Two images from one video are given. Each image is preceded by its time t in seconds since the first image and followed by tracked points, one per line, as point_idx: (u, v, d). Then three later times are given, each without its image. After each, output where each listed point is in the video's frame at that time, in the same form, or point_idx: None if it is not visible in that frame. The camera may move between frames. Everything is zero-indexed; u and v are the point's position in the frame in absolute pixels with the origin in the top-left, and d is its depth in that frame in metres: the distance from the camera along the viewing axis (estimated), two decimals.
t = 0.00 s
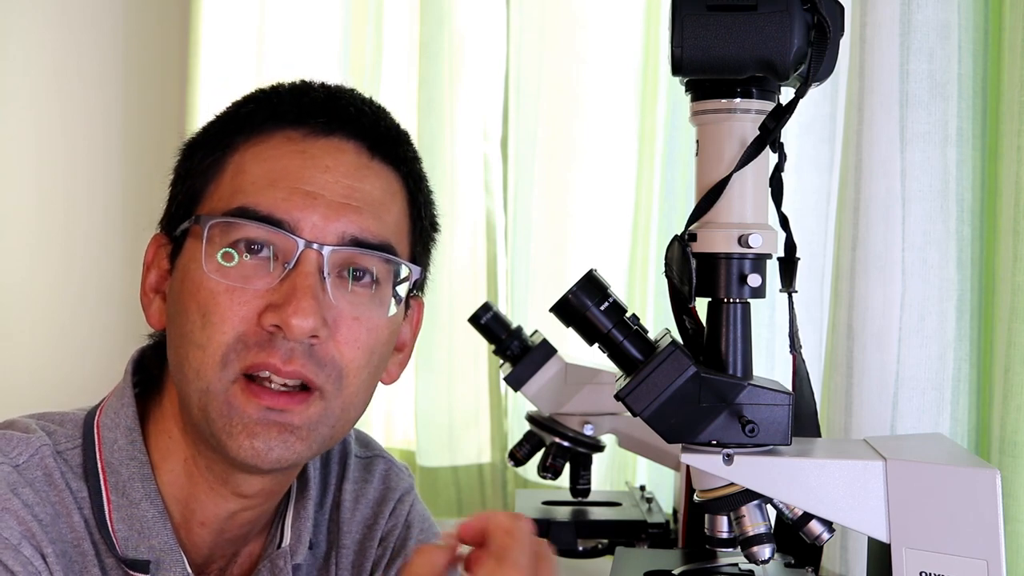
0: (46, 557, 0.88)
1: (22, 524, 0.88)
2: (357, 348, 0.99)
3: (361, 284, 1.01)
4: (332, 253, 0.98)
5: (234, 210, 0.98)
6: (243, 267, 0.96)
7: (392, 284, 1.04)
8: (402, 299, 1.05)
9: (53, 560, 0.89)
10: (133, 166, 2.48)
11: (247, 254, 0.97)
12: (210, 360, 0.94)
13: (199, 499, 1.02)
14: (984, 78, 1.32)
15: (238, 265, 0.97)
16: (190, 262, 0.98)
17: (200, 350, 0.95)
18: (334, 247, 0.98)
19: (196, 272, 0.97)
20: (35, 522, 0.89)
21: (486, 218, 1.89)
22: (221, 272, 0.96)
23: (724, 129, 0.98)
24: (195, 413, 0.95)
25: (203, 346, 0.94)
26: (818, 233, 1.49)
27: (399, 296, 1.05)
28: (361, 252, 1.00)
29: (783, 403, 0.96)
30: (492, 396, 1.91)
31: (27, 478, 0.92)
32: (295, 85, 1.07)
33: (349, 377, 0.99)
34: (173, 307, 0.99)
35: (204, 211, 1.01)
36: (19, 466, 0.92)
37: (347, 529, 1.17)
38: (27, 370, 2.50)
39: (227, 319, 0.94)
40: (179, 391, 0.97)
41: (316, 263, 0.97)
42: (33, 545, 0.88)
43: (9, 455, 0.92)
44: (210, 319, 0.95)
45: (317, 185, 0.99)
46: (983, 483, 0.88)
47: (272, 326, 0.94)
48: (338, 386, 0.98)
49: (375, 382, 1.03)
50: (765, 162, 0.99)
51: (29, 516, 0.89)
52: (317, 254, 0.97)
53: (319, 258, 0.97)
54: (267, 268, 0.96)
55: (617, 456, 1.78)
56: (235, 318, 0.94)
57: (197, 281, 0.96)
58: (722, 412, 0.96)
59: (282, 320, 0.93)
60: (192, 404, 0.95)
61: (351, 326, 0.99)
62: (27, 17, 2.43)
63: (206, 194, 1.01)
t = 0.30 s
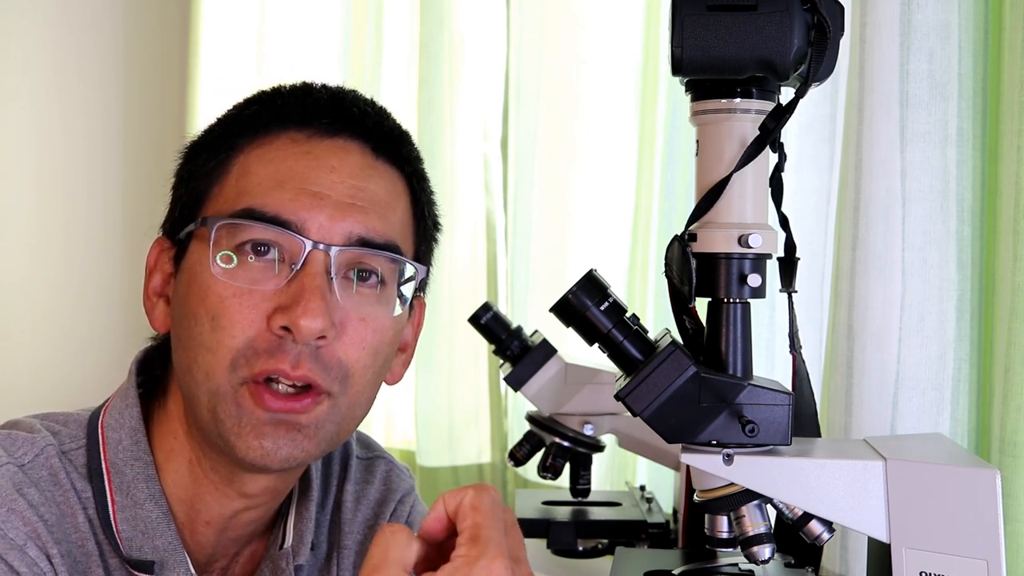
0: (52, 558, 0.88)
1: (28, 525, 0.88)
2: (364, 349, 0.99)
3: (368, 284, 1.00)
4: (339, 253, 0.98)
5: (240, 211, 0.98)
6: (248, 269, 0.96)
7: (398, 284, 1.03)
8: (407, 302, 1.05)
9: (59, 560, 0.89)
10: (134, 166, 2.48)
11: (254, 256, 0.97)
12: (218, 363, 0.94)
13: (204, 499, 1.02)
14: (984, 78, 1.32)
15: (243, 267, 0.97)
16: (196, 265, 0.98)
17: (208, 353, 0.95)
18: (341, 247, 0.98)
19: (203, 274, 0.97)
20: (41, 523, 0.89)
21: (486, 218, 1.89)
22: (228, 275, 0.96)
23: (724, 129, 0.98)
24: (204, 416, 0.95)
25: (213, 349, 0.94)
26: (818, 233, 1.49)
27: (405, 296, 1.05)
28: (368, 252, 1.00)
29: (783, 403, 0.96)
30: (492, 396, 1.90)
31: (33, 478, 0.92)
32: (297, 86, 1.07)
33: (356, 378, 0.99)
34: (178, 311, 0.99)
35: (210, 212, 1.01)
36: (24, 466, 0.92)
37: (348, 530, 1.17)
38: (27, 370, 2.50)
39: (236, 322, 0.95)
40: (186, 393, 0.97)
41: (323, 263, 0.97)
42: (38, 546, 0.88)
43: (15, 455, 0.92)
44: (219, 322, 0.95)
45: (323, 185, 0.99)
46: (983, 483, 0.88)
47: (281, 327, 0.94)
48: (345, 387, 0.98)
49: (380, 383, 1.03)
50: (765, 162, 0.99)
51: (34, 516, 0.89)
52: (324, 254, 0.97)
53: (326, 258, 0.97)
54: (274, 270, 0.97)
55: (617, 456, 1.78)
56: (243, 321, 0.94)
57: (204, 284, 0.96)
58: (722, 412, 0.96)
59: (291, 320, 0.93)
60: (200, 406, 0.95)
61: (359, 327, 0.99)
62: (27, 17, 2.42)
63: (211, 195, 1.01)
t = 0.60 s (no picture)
0: (52, 557, 0.88)
1: (29, 524, 0.88)
2: (367, 350, 0.99)
3: (369, 288, 1.00)
4: (341, 256, 0.98)
5: (243, 215, 0.98)
6: (250, 271, 0.97)
7: (399, 287, 1.03)
8: (411, 302, 1.05)
9: (59, 560, 0.89)
10: (134, 166, 2.48)
11: (256, 258, 0.97)
12: (222, 365, 0.95)
13: (205, 500, 1.02)
14: (984, 78, 1.32)
15: (245, 268, 0.97)
16: (198, 266, 0.98)
17: (212, 355, 0.95)
18: (344, 251, 0.98)
19: (205, 276, 0.98)
20: (41, 523, 0.89)
21: (486, 218, 1.89)
22: (230, 276, 0.97)
23: (724, 129, 0.98)
24: (207, 417, 0.96)
25: (215, 351, 0.95)
26: (818, 233, 1.49)
27: (406, 299, 1.04)
28: (370, 256, 0.99)
29: (783, 403, 0.96)
30: (492, 396, 1.90)
31: (34, 477, 0.92)
32: (300, 87, 1.07)
33: (359, 379, 0.99)
34: (180, 311, 0.99)
35: (211, 215, 1.01)
36: (25, 466, 0.92)
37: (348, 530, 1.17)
38: (27, 370, 2.49)
39: (238, 324, 0.95)
40: (189, 393, 0.97)
41: (325, 267, 0.97)
42: (39, 546, 0.88)
43: (16, 454, 0.92)
44: (221, 324, 0.95)
45: (325, 189, 0.99)
46: (983, 483, 0.88)
47: (282, 330, 0.94)
48: (348, 387, 0.98)
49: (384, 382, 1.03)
50: (765, 162, 0.99)
51: (35, 516, 0.89)
52: (326, 258, 0.97)
53: (329, 262, 0.97)
54: (276, 272, 0.97)
55: (617, 456, 1.78)
56: (246, 323, 0.95)
57: (206, 286, 0.97)
58: (722, 412, 0.96)
59: (292, 324, 0.94)
60: (205, 408, 0.95)
61: (361, 329, 0.99)
62: (27, 17, 2.42)
63: (213, 197, 1.01)
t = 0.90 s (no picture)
0: (49, 557, 0.88)
1: (26, 523, 0.88)
2: (363, 355, 0.99)
3: (368, 290, 1.00)
4: (340, 259, 0.98)
5: (242, 215, 0.99)
6: (247, 273, 0.97)
7: (399, 291, 1.03)
8: (410, 306, 1.05)
9: (55, 559, 0.89)
10: (133, 166, 2.48)
11: (254, 259, 0.97)
12: (217, 366, 0.95)
13: (202, 501, 1.02)
14: (984, 78, 1.32)
15: (242, 269, 0.97)
16: (196, 266, 0.98)
17: (206, 355, 0.95)
18: (342, 253, 0.98)
19: (203, 276, 0.97)
20: (37, 522, 0.89)
21: (486, 218, 1.88)
22: (227, 277, 0.97)
23: (724, 129, 0.98)
24: (202, 418, 0.95)
25: (209, 351, 0.95)
26: (818, 234, 1.49)
27: (406, 302, 1.04)
28: (369, 258, 0.99)
29: (783, 403, 0.96)
30: (492, 396, 1.90)
31: (31, 476, 0.92)
32: (302, 88, 1.07)
33: (355, 385, 0.98)
34: (178, 311, 0.99)
35: (209, 215, 1.01)
36: (22, 464, 0.92)
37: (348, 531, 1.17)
38: (27, 370, 2.49)
39: (234, 325, 0.95)
40: (184, 394, 0.97)
41: (323, 269, 0.97)
42: (35, 545, 0.88)
43: (13, 453, 0.92)
44: (216, 325, 0.95)
45: (325, 191, 0.99)
46: (983, 483, 0.88)
47: (279, 332, 0.94)
48: (344, 393, 0.98)
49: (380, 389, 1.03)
50: (765, 162, 0.99)
51: (32, 515, 0.89)
52: (324, 260, 0.97)
53: (327, 264, 0.97)
54: (274, 273, 0.97)
55: (617, 456, 1.78)
56: (242, 324, 0.95)
57: (203, 286, 0.97)
58: (722, 412, 0.96)
59: (288, 326, 0.94)
60: (199, 409, 0.95)
61: (358, 333, 0.98)
62: (27, 17, 2.42)
63: (213, 197, 1.01)
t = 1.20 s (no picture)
0: (47, 557, 0.88)
1: (24, 523, 0.87)
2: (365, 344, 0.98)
3: (368, 276, 1.00)
4: (339, 242, 0.98)
5: (240, 202, 0.98)
6: (248, 261, 0.96)
7: (398, 277, 1.03)
8: (407, 295, 1.04)
9: (54, 559, 0.88)
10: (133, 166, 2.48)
11: (254, 247, 0.96)
12: (219, 355, 0.93)
13: (200, 503, 1.02)
14: (984, 78, 1.32)
15: (243, 259, 0.96)
16: (196, 258, 0.98)
17: (207, 344, 0.94)
18: (342, 236, 0.98)
19: (201, 268, 0.97)
20: (36, 522, 0.88)
21: (486, 218, 1.88)
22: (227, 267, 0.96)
23: (724, 130, 0.98)
24: (204, 409, 0.94)
25: (211, 342, 0.93)
26: (818, 234, 1.49)
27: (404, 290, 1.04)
28: (368, 242, 1.00)
29: (783, 403, 0.96)
30: (492, 396, 1.90)
31: (29, 475, 0.92)
32: (296, 83, 1.08)
33: (357, 374, 0.98)
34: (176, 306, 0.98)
35: (208, 203, 1.01)
36: (20, 463, 0.92)
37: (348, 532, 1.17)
38: (27, 370, 2.49)
39: (236, 314, 0.94)
40: (185, 387, 0.96)
41: (323, 253, 0.97)
42: (34, 544, 0.88)
43: (10, 453, 0.92)
44: (217, 314, 0.94)
45: (322, 175, 0.99)
46: (983, 483, 0.88)
47: (282, 318, 0.93)
48: (346, 382, 0.97)
49: (380, 380, 1.02)
50: (764, 163, 0.99)
51: (30, 514, 0.88)
52: (324, 244, 0.97)
53: (327, 247, 0.97)
54: (274, 260, 0.96)
55: (617, 456, 1.78)
56: (244, 313, 0.94)
57: (203, 276, 0.96)
58: (722, 412, 0.96)
59: (292, 310, 0.93)
60: (200, 400, 0.94)
61: (359, 320, 0.98)
62: (28, 16, 2.42)
63: (208, 193, 1.01)
